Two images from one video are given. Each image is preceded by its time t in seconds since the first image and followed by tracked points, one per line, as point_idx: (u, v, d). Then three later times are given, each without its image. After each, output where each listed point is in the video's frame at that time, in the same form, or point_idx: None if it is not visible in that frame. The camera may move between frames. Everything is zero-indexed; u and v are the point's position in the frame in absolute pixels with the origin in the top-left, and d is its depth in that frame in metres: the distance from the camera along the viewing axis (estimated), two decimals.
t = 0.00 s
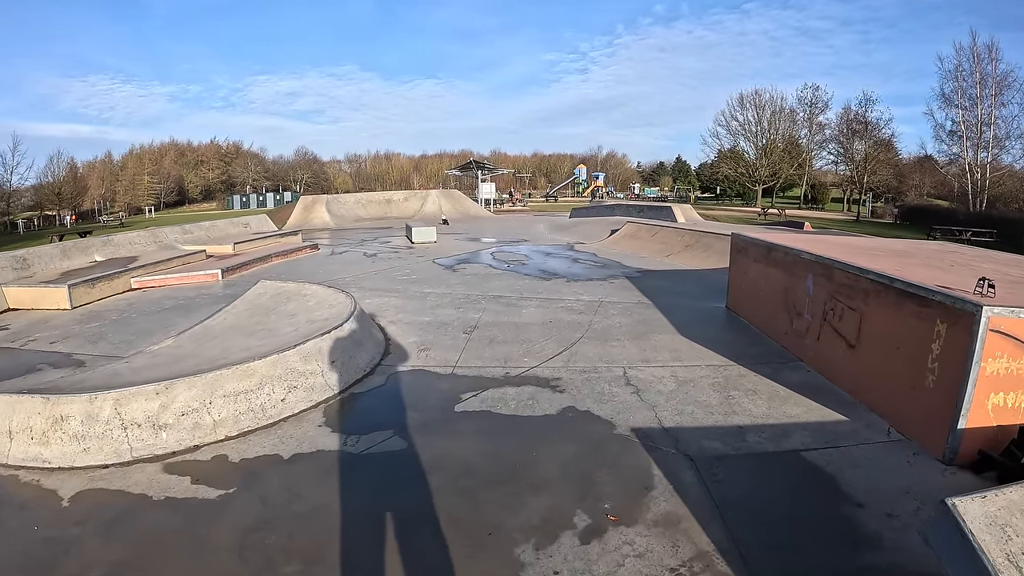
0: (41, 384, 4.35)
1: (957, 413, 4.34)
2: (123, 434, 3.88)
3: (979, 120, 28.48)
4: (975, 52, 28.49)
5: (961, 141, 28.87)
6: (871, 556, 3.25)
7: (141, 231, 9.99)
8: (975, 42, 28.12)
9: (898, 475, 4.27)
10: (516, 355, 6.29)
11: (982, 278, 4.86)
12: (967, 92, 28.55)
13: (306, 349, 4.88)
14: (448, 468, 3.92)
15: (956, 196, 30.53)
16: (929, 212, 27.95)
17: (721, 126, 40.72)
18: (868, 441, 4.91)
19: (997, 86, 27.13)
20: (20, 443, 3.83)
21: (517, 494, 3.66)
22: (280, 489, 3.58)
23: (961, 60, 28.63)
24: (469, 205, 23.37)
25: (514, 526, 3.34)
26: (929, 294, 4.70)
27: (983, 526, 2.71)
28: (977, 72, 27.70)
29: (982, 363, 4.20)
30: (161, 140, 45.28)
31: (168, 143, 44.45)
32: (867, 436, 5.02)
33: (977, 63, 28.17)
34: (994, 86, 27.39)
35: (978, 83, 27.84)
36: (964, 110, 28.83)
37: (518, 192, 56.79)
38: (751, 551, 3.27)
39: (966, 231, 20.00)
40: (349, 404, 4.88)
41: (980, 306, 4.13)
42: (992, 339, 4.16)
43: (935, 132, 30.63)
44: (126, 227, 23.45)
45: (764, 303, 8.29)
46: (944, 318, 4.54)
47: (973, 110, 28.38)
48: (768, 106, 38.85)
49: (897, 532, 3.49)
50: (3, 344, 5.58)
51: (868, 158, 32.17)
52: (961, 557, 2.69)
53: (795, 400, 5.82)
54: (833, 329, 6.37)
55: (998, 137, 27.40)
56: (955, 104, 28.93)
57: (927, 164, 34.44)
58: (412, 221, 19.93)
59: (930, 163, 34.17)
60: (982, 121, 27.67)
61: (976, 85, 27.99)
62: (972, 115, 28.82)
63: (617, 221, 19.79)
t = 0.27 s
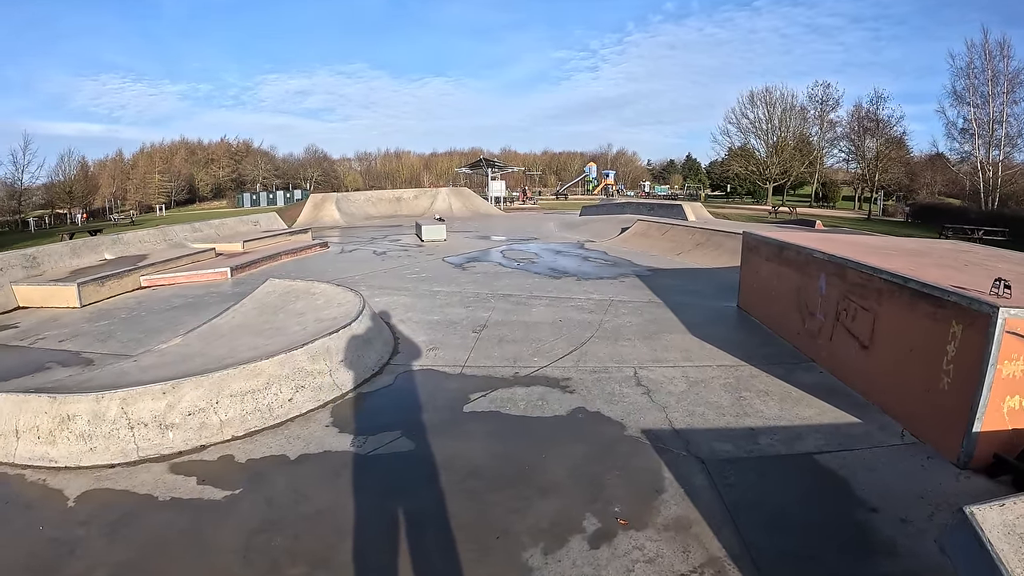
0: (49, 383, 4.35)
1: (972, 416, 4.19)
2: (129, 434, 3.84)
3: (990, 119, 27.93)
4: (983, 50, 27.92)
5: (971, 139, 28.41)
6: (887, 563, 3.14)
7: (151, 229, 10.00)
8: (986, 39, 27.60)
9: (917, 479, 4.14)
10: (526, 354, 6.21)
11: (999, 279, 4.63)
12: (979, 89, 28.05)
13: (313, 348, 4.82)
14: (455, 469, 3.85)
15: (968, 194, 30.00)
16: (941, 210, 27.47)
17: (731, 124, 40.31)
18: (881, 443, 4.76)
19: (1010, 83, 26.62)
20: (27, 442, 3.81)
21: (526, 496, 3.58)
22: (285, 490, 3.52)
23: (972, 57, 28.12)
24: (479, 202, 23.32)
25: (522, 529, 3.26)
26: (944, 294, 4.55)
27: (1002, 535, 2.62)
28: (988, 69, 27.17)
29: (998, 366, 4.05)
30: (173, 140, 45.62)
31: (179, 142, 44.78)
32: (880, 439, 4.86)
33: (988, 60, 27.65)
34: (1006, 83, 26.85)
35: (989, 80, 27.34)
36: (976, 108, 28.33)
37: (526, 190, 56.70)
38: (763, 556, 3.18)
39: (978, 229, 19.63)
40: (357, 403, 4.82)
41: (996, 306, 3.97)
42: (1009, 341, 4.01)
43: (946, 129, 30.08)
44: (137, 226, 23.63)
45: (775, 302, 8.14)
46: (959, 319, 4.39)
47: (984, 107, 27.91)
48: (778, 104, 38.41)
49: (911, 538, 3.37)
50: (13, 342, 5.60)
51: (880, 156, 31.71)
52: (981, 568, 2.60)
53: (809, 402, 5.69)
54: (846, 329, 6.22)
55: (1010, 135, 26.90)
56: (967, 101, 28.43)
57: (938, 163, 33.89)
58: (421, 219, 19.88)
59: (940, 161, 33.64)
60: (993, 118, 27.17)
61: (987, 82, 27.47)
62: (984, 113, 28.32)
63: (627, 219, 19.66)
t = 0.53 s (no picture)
0: (55, 378, 4.38)
1: (979, 419, 4.11)
2: (134, 429, 3.85)
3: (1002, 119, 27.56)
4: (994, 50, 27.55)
5: (981, 140, 28.03)
6: (894, 566, 3.09)
7: (159, 225, 10.04)
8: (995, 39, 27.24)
9: (926, 481, 4.07)
10: (532, 353, 6.17)
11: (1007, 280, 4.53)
12: (988, 89, 27.70)
13: (318, 344, 4.80)
14: (458, 467, 3.82)
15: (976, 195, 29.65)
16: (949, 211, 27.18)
17: (739, 123, 40.01)
18: (889, 445, 4.68)
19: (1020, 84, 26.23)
20: (34, 436, 3.84)
21: (530, 496, 3.55)
22: (288, 487, 3.51)
23: (982, 57, 27.77)
24: (486, 200, 23.28)
25: (524, 528, 3.23)
26: (952, 295, 4.46)
27: (1007, 540, 2.77)
28: (998, 70, 26.83)
29: (1005, 368, 3.96)
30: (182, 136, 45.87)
31: (188, 139, 45.00)
32: (887, 441, 4.79)
33: (999, 60, 27.29)
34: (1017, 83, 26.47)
35: (1000, 80, 26.96)
36: (986, 108, 27.98)
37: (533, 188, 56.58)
38: (767, 558, 3.13)
39: (988, 231, 19.39)
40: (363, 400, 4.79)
41: (1004, 308, 3.88)
42: (1018, 343, 3.92)
43: (955, 130, 29.70)
44: (146, 222, 23.76)
45: (782, 302, 8.06)
46: (966, 320, 4.30)
47: (995, 107, 27.53)
48: (786, 103, 38.10)
49: (917, 541, 3.31)
50: (21, 337, 5.63)
51: (890, 155, 31.38)
52: (986, 571, 2.75)
53: (816, 402, 5.62)
54: (853, 329, 6.13)
55: (1019, 135, 26.55)
56: (977, 102, 28.07)
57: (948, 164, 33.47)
58: (428, 216, 19.87)
59: (949, 161, 33.27)
60: (1004, 119, 26.81)
61: (997, 82, 27.09)
62: (993, 113, 27.96)
63: (634, 218, 19.55)
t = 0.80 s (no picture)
0: (59, 371, 4.42)
1: (982, 419, 4.08)
2: (136, 423, 3.87)
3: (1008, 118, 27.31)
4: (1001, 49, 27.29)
5: (986, 140, 27.79)
6: (894, 566, 3.07)
7: (163, 219, 10.06)
8: (1001, 38, 26.96)
9: (929, 481, 4.05)
10: (534, 349, 6.16)
11: (1012, 280, 4.48)
12: (994, 88, 27.43)
13: (321, 339, 4.81)
14: (460, 463, 3.82)
15: (981, 194, 29.42)
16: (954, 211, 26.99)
17: (744, 120, 39.77)
18: (891, 444, 4.66)
19: None
20: (37, 429, 3.87)
21: (531, 491, 3.54)
22: (289, 481, 3.51)
23: (988, 55, 27.49)
24: (490, 195, 23.23)
25: (525, 524, 3.23)
26: (957, 294, 4.42)
27: (1008, 541, 2.75)
28: (1003, 69, 26.56)
29: (1009, 369, 3.93)
30: (187, 131, 45.92)
31: (192, 133, 45.04)
32: (889, 440, 4.76)
33: (1005, 59, 27.02)
34: None
35: (1007, 79, 26.68)
36: (992, 107, 27.74)
37: (538, 183, 56.51)
38: (768, 556, 3.11)
39: (992, 230, 19.22)
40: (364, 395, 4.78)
41: (1009, 308, 3.85)
42: None
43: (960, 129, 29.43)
44: (151, 216, 23.84)
45: (786, 299, 8.02)
46: (971, 320, 4.26)
47: (1002, 106, 27.26)
48: (791, 100, 37.86)
49: (918, 541, 3.29)
50: (24, 330, 5.66)
51: (894, 153, 31.18)
52: (986, 571, 2.74)
53: (819, 401, 5.60)
54: (857, 328, 6.09)
55: None
56: (983, 101, 27.80)
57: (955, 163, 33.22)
58: (431, 211, 19.84)
59: (954, 160, 33.01)
60: (1009, 118, 26.55)
61: (1003, 81, 26.80)
62: (999, 112, 27.71)
63: (638, 214, 19.47)
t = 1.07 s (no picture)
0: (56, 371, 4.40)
1: (982, 423, 4.06)
2: (133, 423, 3.86)
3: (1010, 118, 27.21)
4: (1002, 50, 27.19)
5: (987, 140, 27.71)
6: (892, 572, 3.06)
7: (163, 218, 10.06)
8: (1003, 38, 26.86)
9: (928, 485, 4.03)
10: (533, 350, 6.15)
11: (1013, 283, 4.46)
12: (995, 89, 27.32)
13: (318, 340, 4.80)
14: (457, 465, 3.81)
15: (981, 195, 29.34)
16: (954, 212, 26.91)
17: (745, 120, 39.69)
18: (891, 448, 4.64)
19: None
20: (34, 429, 3.86)
21: (527, 495, 3.53)
22: (285, 483, 3.50)
23: (989, 56, 27.39)
24: (491, 194, 23.23)
25: (521, 527, 3.22)
26: (959, 297, 4.40)
27: (1007, 549, 2.73)
28: (1004, 69, 26.45)
29: (1011, 372, 3.90)
30: (188, 129, 45.94)
31: (194, 131, 45.05)
32: (889, 443, 4.75)
33: (1006, 59, 26.91)
34: None
35: (1008, 79, 26.59)
36: (993, 108, 27.64)
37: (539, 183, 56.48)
38: (765, 562, 3.10)
39: (993, 231, 19.17)
40: (363, 396, 4.78)
41: (1011, 311, 3.83)
42: None
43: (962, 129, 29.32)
44: (152, 215, 23.87)
45: (786, 301, 8.00)
46: (973, 323, 4.24)
47: (1003, 107, 27.17)
48: (793, 100, 37.76)
49: (915, 547, 3.27)
50: (24, 329, 5.66)
51: (896, 154, 31.12)
52: None
53: (818, 403, 5.58)
54: (857, 330, 6.07)
55: None
56: (984, 101, 27.72)
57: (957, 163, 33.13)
58: (432, 211, 19.83)
59: (955, 161, 32.90)
60: (1011, 119, 26.45)
61: (1005, 81, 26.70)
62: (1000, 113, 27.61)
63: (639, 214, 19.44)
